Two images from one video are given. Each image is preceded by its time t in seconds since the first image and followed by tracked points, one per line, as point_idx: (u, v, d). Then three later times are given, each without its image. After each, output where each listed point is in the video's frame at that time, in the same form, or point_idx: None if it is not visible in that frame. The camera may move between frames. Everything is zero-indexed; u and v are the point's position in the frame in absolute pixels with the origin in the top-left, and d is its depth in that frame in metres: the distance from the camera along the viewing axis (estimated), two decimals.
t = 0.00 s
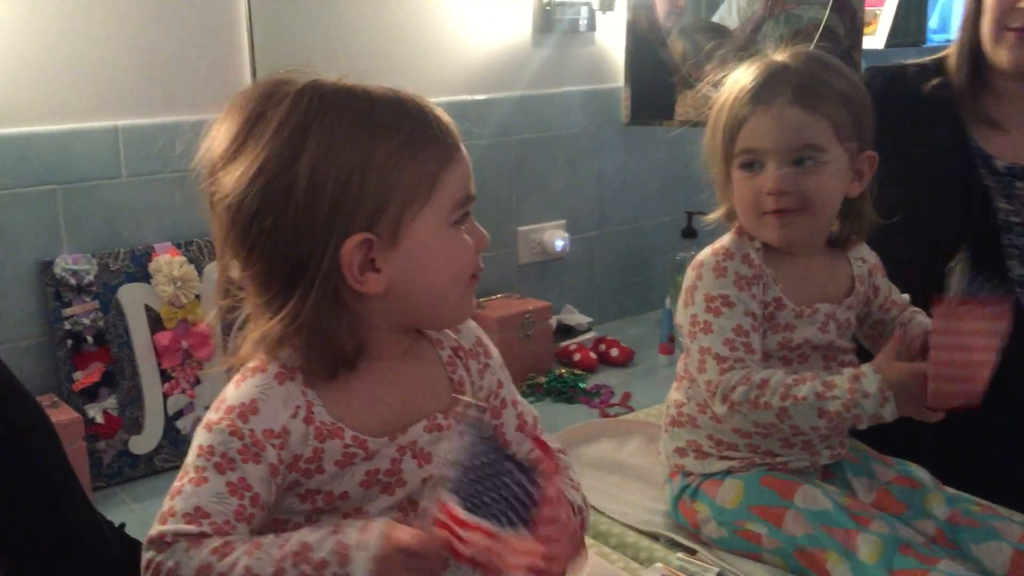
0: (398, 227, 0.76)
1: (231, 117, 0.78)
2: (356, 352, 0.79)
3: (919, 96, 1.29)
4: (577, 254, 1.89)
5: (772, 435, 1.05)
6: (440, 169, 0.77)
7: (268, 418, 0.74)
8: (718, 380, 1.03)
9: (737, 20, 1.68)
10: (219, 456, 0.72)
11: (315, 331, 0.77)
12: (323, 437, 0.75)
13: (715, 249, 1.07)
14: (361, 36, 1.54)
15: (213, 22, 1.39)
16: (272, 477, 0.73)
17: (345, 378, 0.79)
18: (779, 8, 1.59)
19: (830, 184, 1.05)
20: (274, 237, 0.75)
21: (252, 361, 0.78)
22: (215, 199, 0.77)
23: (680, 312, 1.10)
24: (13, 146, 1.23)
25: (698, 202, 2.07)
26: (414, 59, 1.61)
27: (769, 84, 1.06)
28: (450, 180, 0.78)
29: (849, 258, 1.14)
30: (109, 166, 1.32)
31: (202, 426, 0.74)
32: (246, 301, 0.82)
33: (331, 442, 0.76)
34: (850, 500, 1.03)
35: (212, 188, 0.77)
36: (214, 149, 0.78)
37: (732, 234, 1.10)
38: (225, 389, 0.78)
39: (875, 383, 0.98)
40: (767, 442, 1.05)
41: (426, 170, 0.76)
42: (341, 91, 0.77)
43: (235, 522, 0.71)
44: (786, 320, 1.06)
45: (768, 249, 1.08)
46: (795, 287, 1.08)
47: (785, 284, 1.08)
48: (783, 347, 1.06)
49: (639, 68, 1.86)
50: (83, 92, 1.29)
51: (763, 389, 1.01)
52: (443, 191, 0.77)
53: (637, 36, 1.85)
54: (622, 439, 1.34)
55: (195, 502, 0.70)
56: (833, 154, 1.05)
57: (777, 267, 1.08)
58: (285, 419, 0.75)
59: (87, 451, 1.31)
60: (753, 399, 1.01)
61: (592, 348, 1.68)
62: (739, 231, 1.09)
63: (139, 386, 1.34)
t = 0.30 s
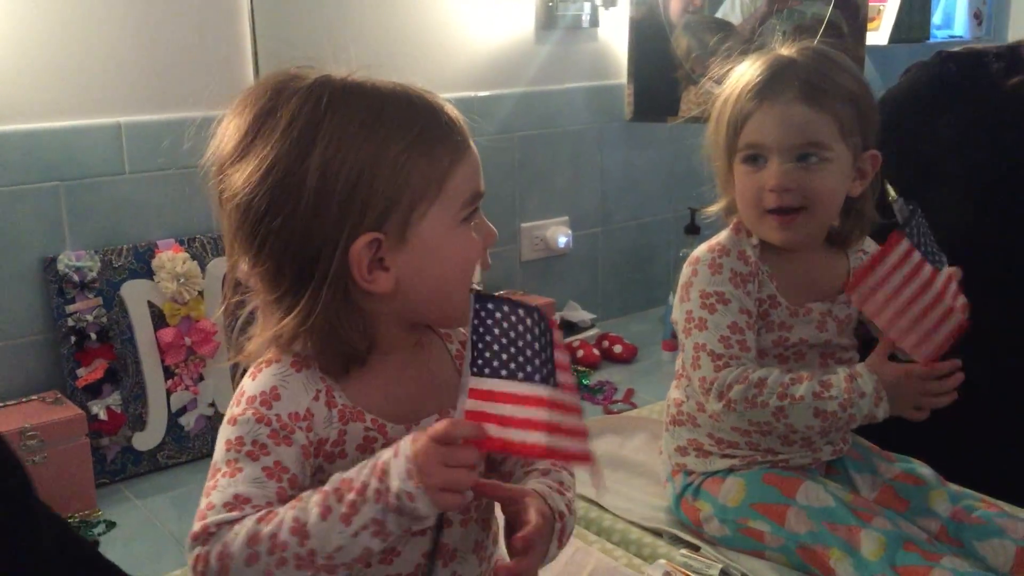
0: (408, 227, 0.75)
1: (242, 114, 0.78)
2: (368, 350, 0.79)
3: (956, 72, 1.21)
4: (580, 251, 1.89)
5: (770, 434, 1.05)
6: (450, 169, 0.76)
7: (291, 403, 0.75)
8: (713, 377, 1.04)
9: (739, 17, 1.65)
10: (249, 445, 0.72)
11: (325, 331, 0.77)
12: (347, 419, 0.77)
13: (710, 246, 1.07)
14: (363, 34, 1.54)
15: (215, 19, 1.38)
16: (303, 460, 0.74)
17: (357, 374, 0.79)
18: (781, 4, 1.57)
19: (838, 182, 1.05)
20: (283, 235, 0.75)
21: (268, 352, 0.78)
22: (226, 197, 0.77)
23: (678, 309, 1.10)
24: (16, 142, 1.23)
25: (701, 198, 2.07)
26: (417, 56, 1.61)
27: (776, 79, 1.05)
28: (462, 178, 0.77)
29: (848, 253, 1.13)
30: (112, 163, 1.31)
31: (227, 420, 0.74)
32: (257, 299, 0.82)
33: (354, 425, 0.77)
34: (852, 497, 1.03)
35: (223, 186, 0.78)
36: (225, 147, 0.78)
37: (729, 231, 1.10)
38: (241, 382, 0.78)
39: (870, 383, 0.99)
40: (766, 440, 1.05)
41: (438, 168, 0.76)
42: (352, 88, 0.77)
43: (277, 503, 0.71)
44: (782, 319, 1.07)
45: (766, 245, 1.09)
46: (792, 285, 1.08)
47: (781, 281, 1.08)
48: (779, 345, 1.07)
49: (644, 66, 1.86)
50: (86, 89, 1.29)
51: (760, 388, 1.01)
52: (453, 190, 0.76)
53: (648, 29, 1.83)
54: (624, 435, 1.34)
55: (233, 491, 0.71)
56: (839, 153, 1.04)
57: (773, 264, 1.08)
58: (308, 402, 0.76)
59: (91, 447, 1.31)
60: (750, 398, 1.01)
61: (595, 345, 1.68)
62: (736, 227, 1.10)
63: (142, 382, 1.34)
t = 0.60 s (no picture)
0: (377, 228, 0.75)
1: (246, 97, 0.80)
2: (341, 350, 0.79)
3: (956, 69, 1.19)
4: (577, 251, 1.89)
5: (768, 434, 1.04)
6: (429, 177, 0.76)
7: (297, 412, 0.75)
8: (706, 381, 1.03)
9: (735, 18, 1.68)
10: (271, 462, 0.74)
11: (292, 325, 0.77)
12: (347, 422, 0.77)
13: (709, 248, 1.06)
14: (360, 33, 1.54)
15: (211, 19, 1.38)
16: (323, 464, 0.76)
17: (336, 374, 0.79)
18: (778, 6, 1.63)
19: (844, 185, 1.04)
20: (261, 220, 0.76)
21: (259, 361, 0.79)
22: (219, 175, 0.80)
23: (672, 309, 1.09)
24: (12, 141, 1.23)
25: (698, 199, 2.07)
26: (415, 56, 1.61)
27: (781, 86, 1.03)
28: (439, 188, 0.76)
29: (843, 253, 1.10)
30: (108, 163, 1.31)
31: (234, 436, 0.74)
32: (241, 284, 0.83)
33: (355, 428, 0.77)
34: (848, 497, 1.03)
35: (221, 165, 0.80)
36: (229, 128, 0.81)
37: (726, 234, 1.08)
38: (236, 390, 0.78)
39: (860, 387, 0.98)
40: (763, 441, 1.05)
41: (415, 173, 0.75)
42: (351, 85, 0.77)
43: (316, 514, 0.74)
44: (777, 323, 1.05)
45: (762, 245, 1.07)
46: (789, 288, 1.06)
47: (777, 286, 1.06)
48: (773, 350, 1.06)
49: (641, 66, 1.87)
50: (83, 88, 1.29)
51: (755, 395, 1.01)
52: (431, 198, 0.76)
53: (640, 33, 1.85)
54: (621, 435, 1.34)
55: (276, 511, 0.73)
56: (845, 157, 1.04)
57: (769, 267, 1.06)
58: (311, 409, 0.76)
59: (87, 448, 1.30)
60: (745, 404, 1.01)
61: (592, 346, 1.68)
62: (733, 230, 1.08)
63: (139, 383, 1.34)
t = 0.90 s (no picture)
0: (377, 226, 0.75)
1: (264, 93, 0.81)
2: (336, 349, 0.79)
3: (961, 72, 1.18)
4: (577, 256, 1.89)
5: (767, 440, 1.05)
6: (430, 181, 0.76)
7: (298, 413, 0.75)
8: (704, 391, 1.03)
9: (734, 23, 1.65)
10: (274, 464, 0.74)
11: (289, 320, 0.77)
12: (347, 423, 0.77)
13: (708, 256, 1.05)
14: (360, 38, 1.54)
15: (212, 25, 1.38)
16: (326, 465, 0.76)
17: (332, 373, 0.79)
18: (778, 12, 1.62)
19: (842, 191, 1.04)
20: (266, 212, 0.77)
21: (260, 363, 0.79)
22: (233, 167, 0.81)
23: (672, 320, 1.08)
24: (12, 147, 1.23)
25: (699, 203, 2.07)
26: (415, 62, 1.61)
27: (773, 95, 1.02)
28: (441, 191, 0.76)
29: (840, 258, 1.11)
30: (109, 168, 1.31)
31: (236, 440, 0.74)
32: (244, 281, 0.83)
33: (354, 429, 0.77)
34: (849, 501, 1.03)
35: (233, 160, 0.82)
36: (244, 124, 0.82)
37: (724, 241, 1.07)
38: (236, 395, 0.78)
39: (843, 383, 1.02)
40: (763, 445, 1.05)
41: (417, 174, 0.76)
42: (364, 86, 0.79)
43: (323, 514, 0.74)
44: (776, 330, 1.04)
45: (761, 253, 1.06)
46: (788, 295, 1.06)
47: (776, 292, 1.06)
48: (772, 357, 1.05)
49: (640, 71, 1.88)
50: (83, 93, 1.29)
51: (750, 400, 1.01)
52: (430, 203, 0.76)
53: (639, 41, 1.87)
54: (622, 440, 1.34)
55: (282, 513, 0.73)
56: (840, 160, 1.03)
57: (769, 273, 1.06)
58: (312, 410, 0.76)
59: (88, 453, 1.30)
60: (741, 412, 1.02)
61: (593, 351, 1.68)
62: (730, 237, 1.07)
63: (139, 388, 1.34)
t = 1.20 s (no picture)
0: (394, 223, 0.76)
1: (272, 97, 0.82)
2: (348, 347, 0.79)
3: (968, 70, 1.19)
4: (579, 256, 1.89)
5: (768, 441, 1.04)
6: (447, 176, 0.77)
7: (305, 420, 0.76)
8: (698, 390, 1.03)
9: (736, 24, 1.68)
10: (276, 469, 0.75)
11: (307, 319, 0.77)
12: (352, 430, 0.77)
13: (704, 256, 1.06)
14: (363, 40, 1.54)
15: (215, 27, 1.39)
16: (328, 472, 0.76)
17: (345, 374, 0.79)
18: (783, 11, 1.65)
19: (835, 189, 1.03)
20: (282, 211, 0.77)
21: (271, 365, 0.79)
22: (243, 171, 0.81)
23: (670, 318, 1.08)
24: (15, 150, 1.24)
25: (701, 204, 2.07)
26: (417, 64, 1.61)
27: (764, 95, 1.02)
28: (456, 187, 0.77)
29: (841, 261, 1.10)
30: (112, 170, 1.32)
31: (240, 442, 0.76)
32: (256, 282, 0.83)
33: (359, 436, 0.77)
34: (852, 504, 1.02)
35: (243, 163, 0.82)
36: (252, 128, 0.83)
37: (723, 241, 1.07)
38: (246, 395, 0.79)
39: (840, 363, 0.96)
40: (763, 448, 1.04)
41: (432, 171, 0.76)
42: (374, 86, 0.79)
43: (317, 523, 0.75)
44: (775, 330, 1.05)
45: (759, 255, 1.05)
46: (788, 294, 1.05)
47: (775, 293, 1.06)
48: (772, 357, 1.05)
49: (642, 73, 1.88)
50: (86, 96, 1.29)
51: (741, 393, 1.00)
52: (446, 198, 0.77)
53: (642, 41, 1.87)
54: (624, 441, 1.33)
55: (278, 519, 0.75)
56: (832, 160, 1.02)
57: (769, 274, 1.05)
58: (319, 416, 0.76)
59: (91, 454, 1.30)
60: (733, 404, 1.01)
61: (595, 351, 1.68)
62: (728, 236, 1.07)
63: (142, 389, 1.34)
